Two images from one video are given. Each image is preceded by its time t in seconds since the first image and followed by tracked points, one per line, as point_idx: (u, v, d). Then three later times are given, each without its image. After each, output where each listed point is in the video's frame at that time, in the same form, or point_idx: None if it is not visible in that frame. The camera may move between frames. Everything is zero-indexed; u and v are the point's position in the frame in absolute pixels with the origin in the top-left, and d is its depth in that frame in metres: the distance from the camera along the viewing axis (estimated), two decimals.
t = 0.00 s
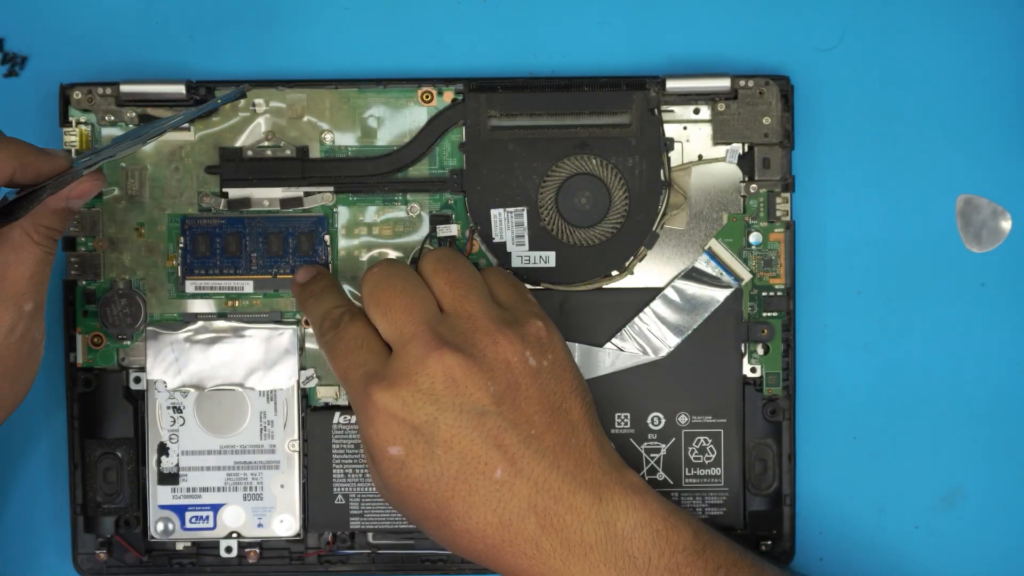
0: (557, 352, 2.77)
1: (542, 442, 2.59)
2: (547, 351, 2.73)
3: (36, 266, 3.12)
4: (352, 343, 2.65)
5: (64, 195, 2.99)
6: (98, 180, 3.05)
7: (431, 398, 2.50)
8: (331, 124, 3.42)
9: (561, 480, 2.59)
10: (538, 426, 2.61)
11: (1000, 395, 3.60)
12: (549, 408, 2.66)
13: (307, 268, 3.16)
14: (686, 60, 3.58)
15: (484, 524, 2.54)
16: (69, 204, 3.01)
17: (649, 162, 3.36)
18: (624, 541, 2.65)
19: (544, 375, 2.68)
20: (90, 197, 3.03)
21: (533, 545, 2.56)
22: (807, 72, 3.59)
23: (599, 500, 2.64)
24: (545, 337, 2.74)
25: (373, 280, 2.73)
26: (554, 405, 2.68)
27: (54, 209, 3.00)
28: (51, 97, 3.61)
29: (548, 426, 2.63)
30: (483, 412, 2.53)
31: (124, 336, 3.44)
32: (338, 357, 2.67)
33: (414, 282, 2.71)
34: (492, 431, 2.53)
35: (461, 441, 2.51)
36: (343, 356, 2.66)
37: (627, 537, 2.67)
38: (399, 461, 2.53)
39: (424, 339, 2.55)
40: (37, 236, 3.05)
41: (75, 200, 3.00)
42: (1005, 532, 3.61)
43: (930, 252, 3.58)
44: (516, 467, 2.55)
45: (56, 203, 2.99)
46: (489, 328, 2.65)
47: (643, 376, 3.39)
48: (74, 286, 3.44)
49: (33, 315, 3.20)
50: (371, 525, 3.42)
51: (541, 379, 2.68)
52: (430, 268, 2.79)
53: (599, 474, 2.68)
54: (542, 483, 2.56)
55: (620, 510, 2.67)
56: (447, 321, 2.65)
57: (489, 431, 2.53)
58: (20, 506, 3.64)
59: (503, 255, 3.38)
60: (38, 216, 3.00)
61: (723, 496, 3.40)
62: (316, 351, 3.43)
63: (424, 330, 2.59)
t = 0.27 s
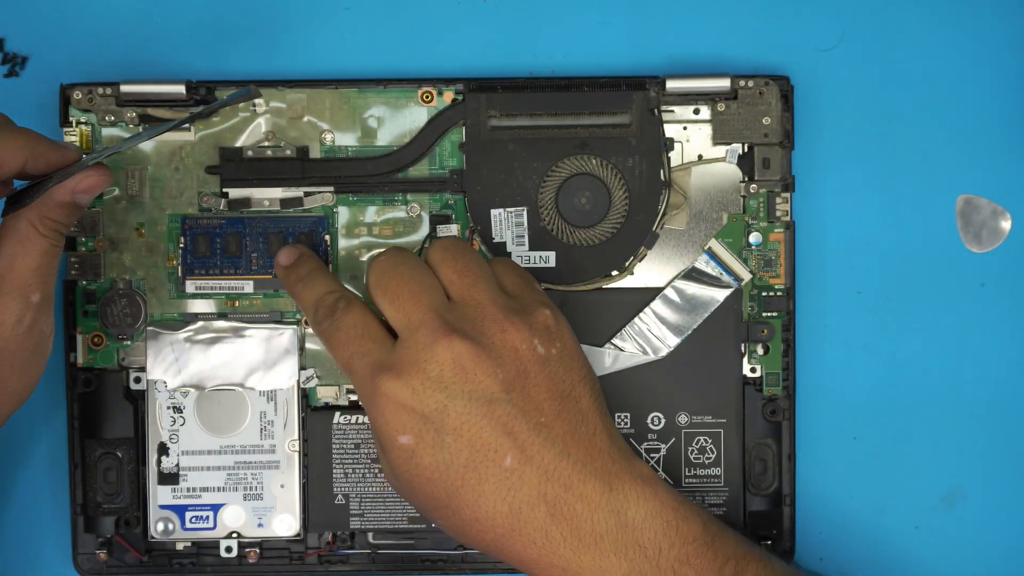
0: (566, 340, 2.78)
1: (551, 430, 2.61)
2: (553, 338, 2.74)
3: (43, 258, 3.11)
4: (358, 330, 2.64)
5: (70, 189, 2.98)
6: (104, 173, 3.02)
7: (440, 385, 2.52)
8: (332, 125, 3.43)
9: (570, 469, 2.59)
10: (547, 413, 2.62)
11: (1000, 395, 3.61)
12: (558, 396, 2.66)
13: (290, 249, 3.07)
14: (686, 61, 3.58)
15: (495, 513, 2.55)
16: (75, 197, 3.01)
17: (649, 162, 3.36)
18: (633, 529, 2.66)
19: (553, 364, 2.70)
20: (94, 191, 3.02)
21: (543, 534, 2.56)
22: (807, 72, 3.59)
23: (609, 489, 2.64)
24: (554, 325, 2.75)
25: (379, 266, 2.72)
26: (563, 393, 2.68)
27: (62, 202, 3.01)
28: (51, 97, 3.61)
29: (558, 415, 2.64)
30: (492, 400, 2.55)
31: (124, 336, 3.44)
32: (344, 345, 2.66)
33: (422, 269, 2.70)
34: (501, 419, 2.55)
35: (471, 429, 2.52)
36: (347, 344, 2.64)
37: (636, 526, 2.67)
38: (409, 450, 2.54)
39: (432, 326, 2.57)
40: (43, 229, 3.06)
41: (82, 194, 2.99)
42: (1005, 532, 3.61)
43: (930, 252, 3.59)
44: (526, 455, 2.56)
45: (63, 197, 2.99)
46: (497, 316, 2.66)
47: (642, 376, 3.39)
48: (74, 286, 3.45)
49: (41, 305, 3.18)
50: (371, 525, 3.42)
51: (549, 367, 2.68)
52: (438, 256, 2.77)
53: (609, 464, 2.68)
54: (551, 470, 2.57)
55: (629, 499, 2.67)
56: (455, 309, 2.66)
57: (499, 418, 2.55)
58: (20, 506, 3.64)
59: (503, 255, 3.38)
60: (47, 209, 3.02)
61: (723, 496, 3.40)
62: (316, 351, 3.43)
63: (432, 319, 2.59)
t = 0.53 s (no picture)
0: (553, 357, 2.77)
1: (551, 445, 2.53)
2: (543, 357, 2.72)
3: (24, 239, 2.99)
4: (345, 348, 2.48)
5: (35, 169, 2.75)
6: (75, 154, 2.79)
7: (437, 403, 2.44)
8: (332, 124, 3.43)
9: (573, 484, 2.49)
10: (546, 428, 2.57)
11: (1000, 394, 3.61)
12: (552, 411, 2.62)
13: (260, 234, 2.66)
14: (686, 61, 3.58)
15: (496, 533, 2.41)
16: (42, 178, 2.78)
17: (648, 162, 3.36)
18: (642, 544, 2.51)
19: (546, 379, 2.67)
20: (64, 172, 2.79)
21: (548, 552, 2.41)
22: (807, 72, 3.59)
23: (613, 503, 2.52)
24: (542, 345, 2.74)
25: (362, 292, 2.65)
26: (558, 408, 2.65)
27: (28, 183, 2.78)
28: (51, 97, 3.60)
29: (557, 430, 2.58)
30: (490, 415, 2.48)
31: (124, 336, 3.44)
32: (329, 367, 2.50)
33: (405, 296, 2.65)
34: (501, 433, 2.47)
35: (469, 446, 2.43)
36: (333, 362, 2.48)
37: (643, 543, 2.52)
38: (406, 470, 2.42)
39: (423, 344, 2.50)
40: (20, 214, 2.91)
41: (48, 175, 2.76)
42: (1005, 532, 3.62)
43: (930, 252, 3.59)
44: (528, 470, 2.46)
45: (29, 177, 2.77)
46: (486, 335, 2.63)
47: (642, 375, 3.39)
48: (74, 286, 3.45)
49: (23, 288, 3.09)
50: (371, 525, 3.43)
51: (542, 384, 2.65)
52: (419, 285, 2.77)
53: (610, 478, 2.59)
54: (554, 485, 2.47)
55: (634, 510, 2.56)
56: (441, 330, 2.62)
57: (498, 434, 2.47)
58: (20, 506, 3.64)
59: (503, 255, 3.38)
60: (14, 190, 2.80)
61: (723, 497, 3.40)
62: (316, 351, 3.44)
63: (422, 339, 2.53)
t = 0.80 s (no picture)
0: (571, 361, 2.59)
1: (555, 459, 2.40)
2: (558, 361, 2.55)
3: (40, 242, 2.94)
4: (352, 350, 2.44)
5: (55, 169, 2.77)
6: (94, 153, 2.81)
7: (436, 412, 2.34)
8: (332, 124, 3.43)
9: (573, 498, 2.37)
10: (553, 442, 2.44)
11: (1000, 395, 3.61)
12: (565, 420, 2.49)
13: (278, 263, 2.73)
14: (686, 61, 3.58)
15: (494, 547, 2.32)
16: (62, 178, 2.79)
17: (648, 162, 3.36)
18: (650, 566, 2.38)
19: (558, 388, 2.51)
20: (84, 171, 2.80)
21: (548, 568, 2.33)
22: (807, 72, 3.60)
23: (614, 516, 2.40)
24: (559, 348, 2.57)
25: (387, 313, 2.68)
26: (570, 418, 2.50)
27: (47, 184, 2.79)
28: (51, 97, 3.60)
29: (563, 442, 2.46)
30: (490, 426, 2.37)
31: (124, 336, 3.44)
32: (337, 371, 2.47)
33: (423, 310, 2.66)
34: (500, 447, 2.37)
35: (468, 456, 2.34)
36: (342, 364, 2.45)
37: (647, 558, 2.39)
38: (406, 476, 2.36)
39: (427, 353, 2.43)
40: (36, 216, 2.88)
41: (67, 174, 2.77)
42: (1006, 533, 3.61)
43: (930, 252, 3.59)
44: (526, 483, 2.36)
45: (48, 177, 2.77)
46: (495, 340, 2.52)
47: (642, 375, 3.39)
48: (74, 286, 3.45)
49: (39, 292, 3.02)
50: (371, 525, 3.43)
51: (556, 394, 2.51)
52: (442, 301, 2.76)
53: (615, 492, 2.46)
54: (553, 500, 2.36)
55: (639, 527, 2.42)
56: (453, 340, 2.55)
57: (497, 446, 2.36)
58: (20, 506, 3.64)
59: (503, 255, 3.38)
60: (33, 192, 2.80)
61: (723, 497, 3.39)
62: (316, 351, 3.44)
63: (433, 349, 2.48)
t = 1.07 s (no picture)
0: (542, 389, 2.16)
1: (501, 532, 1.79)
2: (449, 408, 1.93)
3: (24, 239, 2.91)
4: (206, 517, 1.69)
5: (35, 170, 2.71)
6: (76, 154, 2.76)
7: (333, 527, 1.70)
8: (332, 125, 3.43)
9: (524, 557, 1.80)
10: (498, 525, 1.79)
11: (1000, 394, 3.61)
12: (514, 473, 1.92)
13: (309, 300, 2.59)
14: (686, 60, 3.58)
15: None
16: (43, 178, 2.72)
17: (649, 162, 3.36)
18: None
19: (450, 441, 1.85)
20: (64, 170, 2.74)
21: None
22: (807, 72, 3.59)
23: (568, 553, 1.83)
24: (453, 394, 1.99)
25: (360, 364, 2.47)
26: (471, 471, 1.83)
27: (29, 183, 2.72)
28: (51, 97, 3.59)
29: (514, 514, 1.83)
30: (397, 514, 1.72)
31: (124, 336, 3.44)
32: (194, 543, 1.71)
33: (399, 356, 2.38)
34: (417, 535, 1.71)
35: (391, 558, 1.69)
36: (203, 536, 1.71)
37: None
38: None
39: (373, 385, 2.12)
40: (19, 213, 2.82)
41: (47, 174, 2.71)
42: (1007, 532, 3.62)
43: (931, 251, 3.59)
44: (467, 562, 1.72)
45: (29, 177, 2.71)
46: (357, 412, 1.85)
47: (642, 375, 3.39)
48: (74, 286, 3.45)
49: (25, 287, 3.02)
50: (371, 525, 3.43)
51: (500, 445, 1.93)
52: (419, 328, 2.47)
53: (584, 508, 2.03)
54: None
55: (594, 554, 1.89)
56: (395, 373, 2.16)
57: (414, 534, 1.71)
58: (20, 506, 3.64)
59: (503, 255, 3.39)
60: (17, 192, 2.75)
61: (723, 497, 3.39)
62: (317, 351, 3.45)
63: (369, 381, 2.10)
